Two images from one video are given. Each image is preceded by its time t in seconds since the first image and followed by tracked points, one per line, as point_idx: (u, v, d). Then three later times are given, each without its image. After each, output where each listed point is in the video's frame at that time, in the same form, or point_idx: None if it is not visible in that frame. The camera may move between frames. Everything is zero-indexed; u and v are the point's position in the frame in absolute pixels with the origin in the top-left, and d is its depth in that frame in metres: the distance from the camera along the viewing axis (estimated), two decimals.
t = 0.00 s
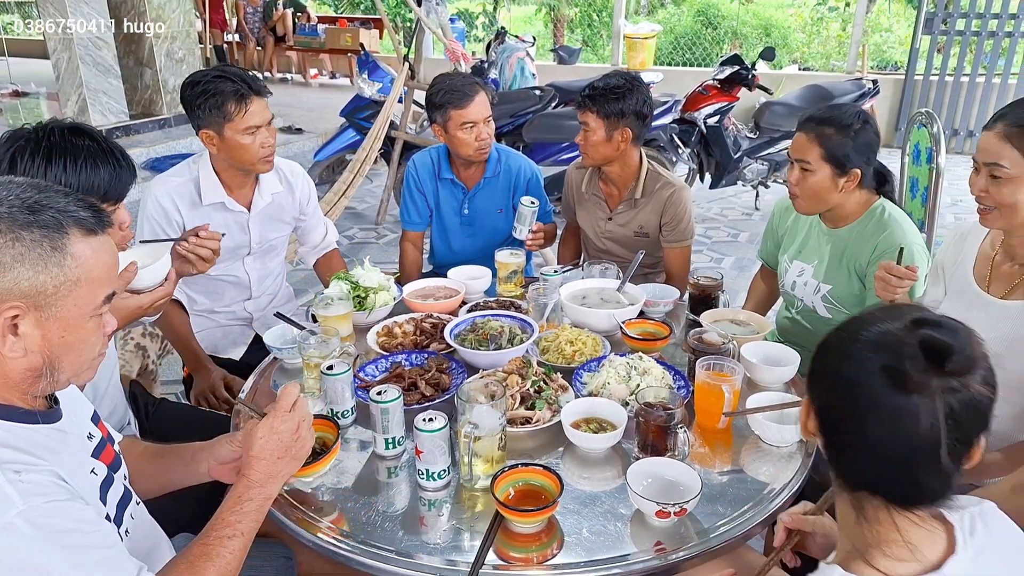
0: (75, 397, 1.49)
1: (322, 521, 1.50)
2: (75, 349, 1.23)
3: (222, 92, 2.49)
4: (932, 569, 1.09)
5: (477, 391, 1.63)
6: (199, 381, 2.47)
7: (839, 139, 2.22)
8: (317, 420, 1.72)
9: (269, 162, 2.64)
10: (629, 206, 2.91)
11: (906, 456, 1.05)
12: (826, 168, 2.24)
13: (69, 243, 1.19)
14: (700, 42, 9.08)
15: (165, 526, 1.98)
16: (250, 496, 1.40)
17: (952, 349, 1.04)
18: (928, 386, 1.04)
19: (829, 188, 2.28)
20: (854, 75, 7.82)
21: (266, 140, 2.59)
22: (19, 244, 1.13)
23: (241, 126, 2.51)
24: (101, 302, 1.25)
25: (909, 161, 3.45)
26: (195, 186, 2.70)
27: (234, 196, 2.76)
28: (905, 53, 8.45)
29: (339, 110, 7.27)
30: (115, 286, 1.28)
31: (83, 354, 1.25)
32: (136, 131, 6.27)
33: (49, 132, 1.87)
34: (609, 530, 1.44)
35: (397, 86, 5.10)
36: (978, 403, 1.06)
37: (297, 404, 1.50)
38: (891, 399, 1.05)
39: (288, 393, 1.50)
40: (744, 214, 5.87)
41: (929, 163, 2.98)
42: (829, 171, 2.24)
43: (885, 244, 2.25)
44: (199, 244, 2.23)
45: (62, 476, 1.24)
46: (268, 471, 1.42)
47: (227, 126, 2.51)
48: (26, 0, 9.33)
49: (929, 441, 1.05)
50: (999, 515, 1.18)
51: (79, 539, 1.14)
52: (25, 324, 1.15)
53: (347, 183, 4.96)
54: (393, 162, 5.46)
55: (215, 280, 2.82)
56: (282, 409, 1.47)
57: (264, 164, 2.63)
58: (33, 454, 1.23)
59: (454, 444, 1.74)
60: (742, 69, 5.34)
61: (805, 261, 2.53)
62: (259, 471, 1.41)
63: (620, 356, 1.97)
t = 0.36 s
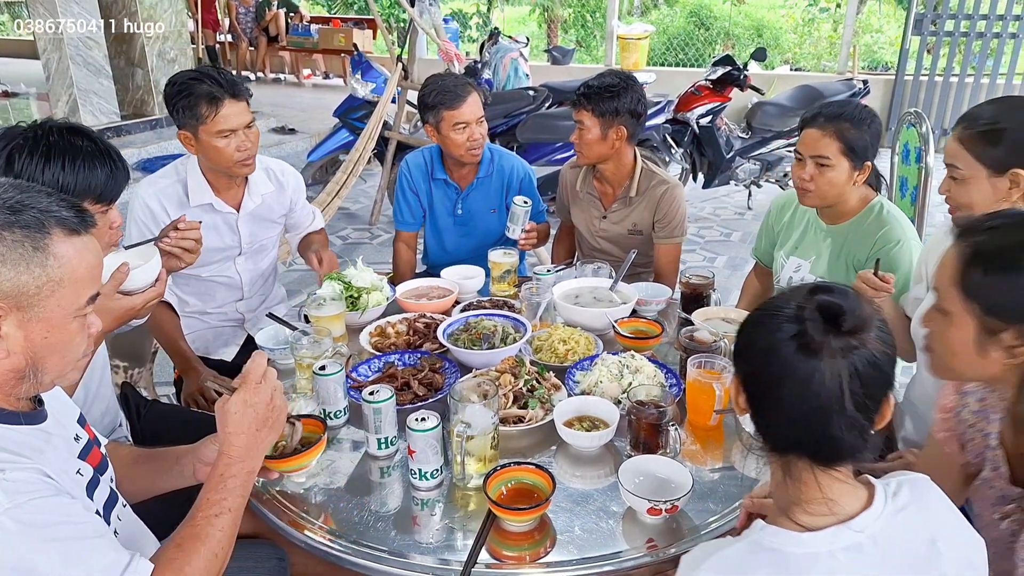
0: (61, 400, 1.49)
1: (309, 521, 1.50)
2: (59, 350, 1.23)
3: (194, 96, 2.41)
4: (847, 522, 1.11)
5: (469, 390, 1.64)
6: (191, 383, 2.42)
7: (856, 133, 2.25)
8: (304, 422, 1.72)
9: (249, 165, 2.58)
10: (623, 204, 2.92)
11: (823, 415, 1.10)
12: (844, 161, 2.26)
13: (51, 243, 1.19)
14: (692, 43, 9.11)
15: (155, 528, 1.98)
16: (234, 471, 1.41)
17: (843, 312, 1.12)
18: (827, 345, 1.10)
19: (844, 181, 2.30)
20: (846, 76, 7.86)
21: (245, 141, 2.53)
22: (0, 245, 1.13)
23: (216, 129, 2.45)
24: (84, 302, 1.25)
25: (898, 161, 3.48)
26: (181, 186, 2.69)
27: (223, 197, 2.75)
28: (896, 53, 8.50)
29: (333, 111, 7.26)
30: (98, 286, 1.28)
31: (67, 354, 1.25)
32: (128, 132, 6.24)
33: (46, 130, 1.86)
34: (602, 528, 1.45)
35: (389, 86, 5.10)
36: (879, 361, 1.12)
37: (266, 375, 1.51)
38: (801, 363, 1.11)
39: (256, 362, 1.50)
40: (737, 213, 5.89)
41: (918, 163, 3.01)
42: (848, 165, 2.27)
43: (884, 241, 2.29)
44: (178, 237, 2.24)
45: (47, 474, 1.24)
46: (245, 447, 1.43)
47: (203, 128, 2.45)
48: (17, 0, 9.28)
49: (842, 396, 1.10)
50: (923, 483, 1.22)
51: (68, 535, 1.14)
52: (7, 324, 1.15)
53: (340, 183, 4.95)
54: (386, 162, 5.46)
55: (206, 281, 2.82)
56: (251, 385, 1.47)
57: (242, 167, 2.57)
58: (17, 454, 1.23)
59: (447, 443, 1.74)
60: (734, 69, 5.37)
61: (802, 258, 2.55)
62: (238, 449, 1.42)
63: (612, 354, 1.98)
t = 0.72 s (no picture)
0: (51, 399, 1.49)
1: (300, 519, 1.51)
2: (49, 349, 1.23)
3: (178, 99, 2.39)
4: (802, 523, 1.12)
5: (461, 389, 1.65)
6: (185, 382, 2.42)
7: (852, 130, 2.25)
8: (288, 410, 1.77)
9: (230, 166, 2.56)
10: (615, 203, 2.93)
11: (782, 420, 1.13)
12: (841, 160, 2.27)
13: (41, 242, 1.19)
14: (686, 42, 9.13)
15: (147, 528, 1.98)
16: (221, 484, 1.40)
17: (798, 326, 1.12)
18: (785, 355, 1.12)
19: (841, 179, 2.32)
20: (838, 75, 7.87)
21: (225, 145, 2.50)
22: None
23: (198, 130, 2.43)
24: (74, 302, 1.25)
25: (890, 159, 3.51)
26: (170, 186, 2.69)
27: (211, 195, 2.75)
28: (888, 52, 8.55)
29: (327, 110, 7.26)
30: (88, 286, 1.28)
31: (58, 353, 1.25)
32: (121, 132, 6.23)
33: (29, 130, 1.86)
34: (593, 525, 1.46)
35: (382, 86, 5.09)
36: (834, 364, 1.15)
37: (271, 393, 1.50)
38: (758, 372, 1.13)
39: (262, 378, 1.51)
40: (729, 213, 5.91)
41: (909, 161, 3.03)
42: (844, 164, 2.28)
43: (880, 241, 2.31)
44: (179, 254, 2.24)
45: (37, 475, 1.24)
46: (235, 459, 1.42)
47: (186, 129, 2.44)
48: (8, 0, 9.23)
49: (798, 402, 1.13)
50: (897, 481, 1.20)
51: (57, 535, 1.15)
52: None
53: (333, 183, 4.96)
54: (379, 162, 5.46)
55: (198, 281, 2.82)
56: (254, 398, 1.48)
57: (223, 168, 2.55)
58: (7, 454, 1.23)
59: (439, 442, 1.75)
60: (726, 69, 5.38)
61: (797, 256, 2.57)
62: (228, 459, 1.41)
63: (604, 353, 1.99)
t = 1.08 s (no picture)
0: (49, 395, 1.48)
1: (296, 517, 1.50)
2: (46, 346, 1.23)
3: (170, 97, 2.37)
4: (797, 510, 1.12)
5: (458, 387, 1.64)
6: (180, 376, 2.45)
7: (853, 128, 2.25)
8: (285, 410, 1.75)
9: (224, 164, 2.57)
10: (612, 202, 2.93)
11: (794, 416, 1.14)
12: (841, 158, 2.28)
13: (37, 239, 1.18)
14: (684, 40, 9.13)
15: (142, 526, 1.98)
16: (209, 489, 1.40)
17: (814, 321, 1.14)
18: (803, 352, 1.14)
19: (841, 177, 2.32)
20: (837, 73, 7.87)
21: (214, 145, 2.49)
22: None
23: (190, 128, 2.43)
24: (70, 299, 1.24)
25: (890, 157, 3.52)
26: (166, 183, 2.69)
27: (207, 192, 2.74)
28: (887, 51, 8.56)
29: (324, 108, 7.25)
30: (84, 283, 1.28)
31: (55, 350, 1.25)
32: (118, 130, 6.21)
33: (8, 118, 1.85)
34: (590, 524, 1.46)
35: (379, 84, 5.08)
36: (833, 355, 1.20)
37: (264, 408, 1.49)
38: (767, 371, 1.13)
39: (258, 395, 1.49)
40: (727, 211, 5.91)
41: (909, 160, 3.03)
42: (845, 161, 2.28)
43: (881, 239, 2.32)
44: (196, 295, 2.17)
45: (33, 473, 1.24)
46: (224, 467, 1.41)
47: (178, 126, 2.43)
48: None
49: (808, 397, 1.15)
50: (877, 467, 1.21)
51: (53, 534, 1.15)
52: None
53: (331, 181, 4.95)
54: (377, 161, 5.45)
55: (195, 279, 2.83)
56: (242, 417, 1.45)
57: (216, 165, 2.56)
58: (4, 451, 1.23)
59: (435, 440, 1.75)
60: (726, 67, 5.38)
61: (796, 254, 2.58)
62: (217, 466, 1.41)
63: (601, 352, 1.99)
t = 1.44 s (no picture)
0: (45, 389, 1.48)
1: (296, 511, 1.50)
2: (39, 338, 1.22)
3: (153, 82, 2.38)
4: (801, 472, 1.12)
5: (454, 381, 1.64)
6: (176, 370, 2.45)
7: (853, 121, 2.24)
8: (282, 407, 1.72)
9: (200, 156, 2.51)
10: (610, 196, 2.92)
11: (802, 389, 1.15)
12: (841, 151, 2.27)
13: (29, 232, 1.17)
14: (684, 33, 9.09)
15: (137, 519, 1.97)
16: (212, 480, 1.41)
17: (828, 292, 1.14)
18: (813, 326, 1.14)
19: (841, 170, 2.31)
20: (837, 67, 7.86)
21: (191, 134, 2.45)
22: None
23: (167, 113, 2.41)
24: (63, 292, 1.24)
25: (890, 152, 3.51)
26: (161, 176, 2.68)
27: (201, 185, 2.73)
28: (888, 44, 8.54)
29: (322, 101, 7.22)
30: (78, 275, 1.27)
31: (48, 342, 1.24)
32: (115, 123, 6.19)
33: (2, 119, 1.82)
34: (587, 518, 1.45)
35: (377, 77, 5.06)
36: (836, 327, 1.22)
37: (262, 390, 1.49)
38: (776, 346, 1.14)
39: (253, 376, 1.49)
40: (726, 206, 5.90)
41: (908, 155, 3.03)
42: (845, 154, 2.27)
43: (880, 234, 2.32)
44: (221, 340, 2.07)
45: (25, 466, 1.24)
46: (228, 456, 1.42)
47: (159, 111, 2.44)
48: None
49: (815, 368, 1.16)
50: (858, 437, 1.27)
51: (47, 528, 1.14)
52: None
53: (329, 175, 4.94)
54: (375, 154, 5.44)
55: (190, 273, 2.83)
56: (245, 395, 1.46)
57: (193, 156, 2.51)
58: None
59: (433, 434, 1.75)
60: (725, 60, 5.35)
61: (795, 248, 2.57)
62: (221, 456, 1.41)
63: (599, 346, 1.98)
